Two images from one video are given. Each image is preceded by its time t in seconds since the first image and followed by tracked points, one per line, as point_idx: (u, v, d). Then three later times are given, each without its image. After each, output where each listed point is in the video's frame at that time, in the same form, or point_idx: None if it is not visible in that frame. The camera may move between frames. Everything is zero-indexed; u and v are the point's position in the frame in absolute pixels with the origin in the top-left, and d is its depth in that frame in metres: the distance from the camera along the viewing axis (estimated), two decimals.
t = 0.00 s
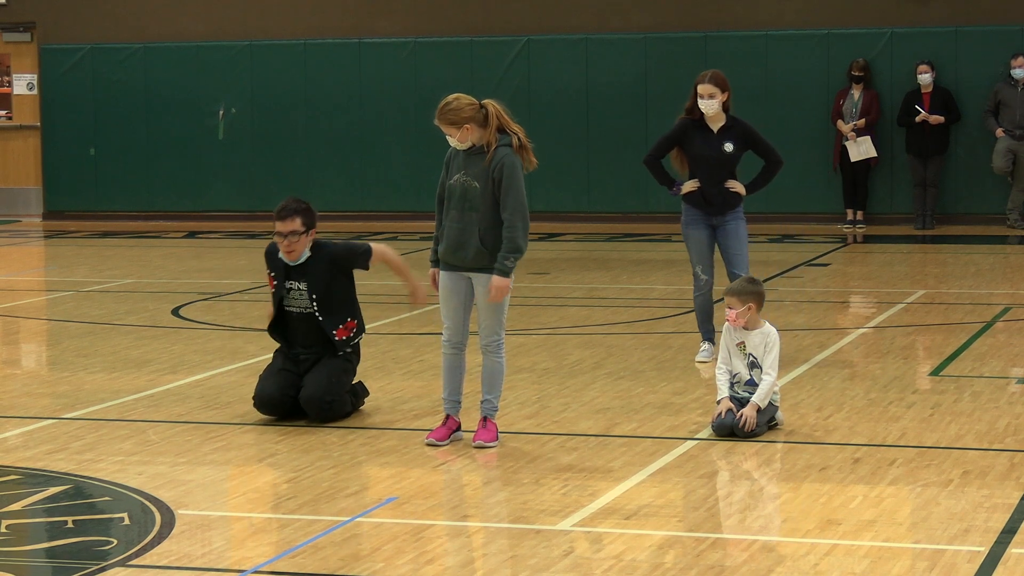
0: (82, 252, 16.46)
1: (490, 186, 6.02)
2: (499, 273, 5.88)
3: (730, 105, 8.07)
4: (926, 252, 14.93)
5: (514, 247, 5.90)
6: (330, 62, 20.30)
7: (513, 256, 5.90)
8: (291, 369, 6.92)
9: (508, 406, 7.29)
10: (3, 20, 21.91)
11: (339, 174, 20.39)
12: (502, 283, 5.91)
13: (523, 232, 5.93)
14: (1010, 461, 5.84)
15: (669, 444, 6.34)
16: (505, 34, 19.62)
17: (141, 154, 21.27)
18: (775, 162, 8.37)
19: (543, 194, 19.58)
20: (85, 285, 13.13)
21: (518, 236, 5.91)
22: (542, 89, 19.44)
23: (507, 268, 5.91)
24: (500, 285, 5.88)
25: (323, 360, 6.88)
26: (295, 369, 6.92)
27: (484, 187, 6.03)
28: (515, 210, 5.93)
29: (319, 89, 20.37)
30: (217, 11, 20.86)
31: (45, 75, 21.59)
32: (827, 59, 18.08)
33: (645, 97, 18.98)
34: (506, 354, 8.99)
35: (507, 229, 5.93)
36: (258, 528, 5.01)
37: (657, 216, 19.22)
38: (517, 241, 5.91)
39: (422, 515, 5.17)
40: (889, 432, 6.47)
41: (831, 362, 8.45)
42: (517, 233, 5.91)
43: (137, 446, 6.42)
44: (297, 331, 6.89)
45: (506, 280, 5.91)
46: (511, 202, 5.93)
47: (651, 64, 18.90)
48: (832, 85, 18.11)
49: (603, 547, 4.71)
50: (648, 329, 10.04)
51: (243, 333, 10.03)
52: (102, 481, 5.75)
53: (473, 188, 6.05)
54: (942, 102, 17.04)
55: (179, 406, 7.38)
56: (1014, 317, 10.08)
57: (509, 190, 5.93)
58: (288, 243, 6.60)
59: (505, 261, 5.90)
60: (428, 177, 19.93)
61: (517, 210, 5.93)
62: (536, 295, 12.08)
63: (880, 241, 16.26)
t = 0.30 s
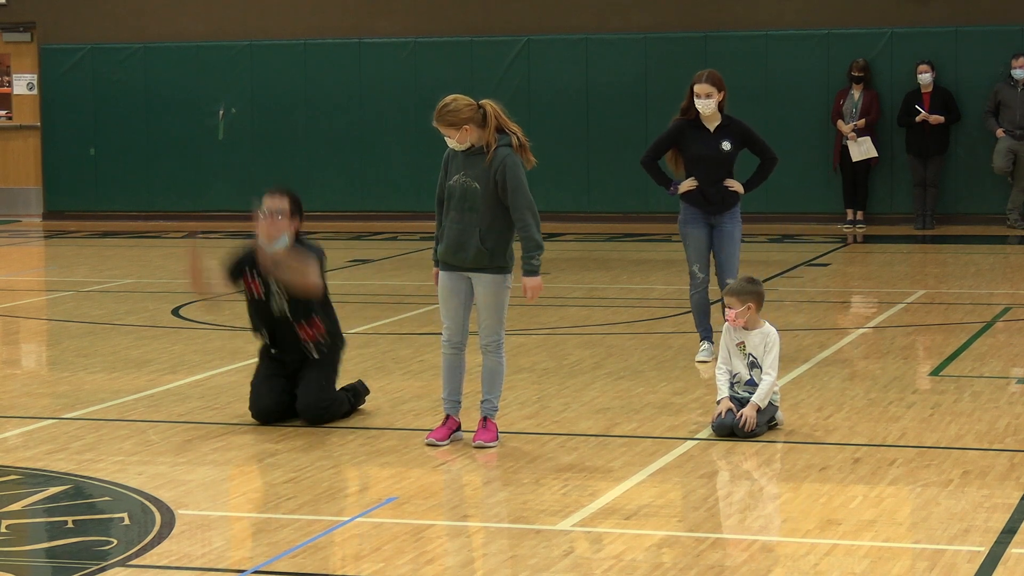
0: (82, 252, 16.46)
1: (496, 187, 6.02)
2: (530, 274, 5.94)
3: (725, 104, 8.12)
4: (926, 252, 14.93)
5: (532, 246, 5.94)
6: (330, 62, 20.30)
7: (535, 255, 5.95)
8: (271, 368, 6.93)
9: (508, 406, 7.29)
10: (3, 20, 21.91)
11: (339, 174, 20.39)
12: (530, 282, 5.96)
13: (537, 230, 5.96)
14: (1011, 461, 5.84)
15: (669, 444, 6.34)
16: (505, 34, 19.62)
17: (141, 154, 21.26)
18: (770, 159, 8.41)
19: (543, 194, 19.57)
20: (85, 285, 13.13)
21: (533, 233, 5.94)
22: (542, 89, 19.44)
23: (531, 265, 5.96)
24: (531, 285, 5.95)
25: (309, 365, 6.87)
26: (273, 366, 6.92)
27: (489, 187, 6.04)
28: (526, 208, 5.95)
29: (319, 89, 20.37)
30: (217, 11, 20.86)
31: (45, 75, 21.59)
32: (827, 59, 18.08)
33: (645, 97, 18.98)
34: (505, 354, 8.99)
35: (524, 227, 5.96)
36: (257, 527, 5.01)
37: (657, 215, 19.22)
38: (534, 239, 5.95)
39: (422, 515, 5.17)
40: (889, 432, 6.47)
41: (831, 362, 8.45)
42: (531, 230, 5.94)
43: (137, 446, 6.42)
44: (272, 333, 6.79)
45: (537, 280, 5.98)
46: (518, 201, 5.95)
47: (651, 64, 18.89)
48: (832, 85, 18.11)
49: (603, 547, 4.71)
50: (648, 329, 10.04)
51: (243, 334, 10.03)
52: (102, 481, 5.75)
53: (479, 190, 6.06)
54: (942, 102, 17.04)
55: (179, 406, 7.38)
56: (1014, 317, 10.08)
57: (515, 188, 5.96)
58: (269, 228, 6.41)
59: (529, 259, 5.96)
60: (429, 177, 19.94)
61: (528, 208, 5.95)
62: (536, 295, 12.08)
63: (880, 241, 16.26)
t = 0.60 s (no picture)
0: (82, 253, 16.46)
1: (494, 187, 6.02)
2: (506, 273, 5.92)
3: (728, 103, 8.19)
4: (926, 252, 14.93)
5: (520, 247, 5.94)
6: (330, 62, 20.29)
7: (519, 257, 5.94)
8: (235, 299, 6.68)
9: (508, 406, 7.29)
10: (3, 20, 21.91)
11: (339, 174, 20.39)
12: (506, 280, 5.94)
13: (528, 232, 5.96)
14: (1011, 461, 5.84)
15: (669, 444, 6.34)
16: (505, 34, 19.62)
17: (141, 154, 21.24)
18: (772, 159, 8.45)
19: (543, 194, 19.57)
20: (85, 285, 13.12)
21: (523, 235, 5.94)
22: (542, 89, 19.43)
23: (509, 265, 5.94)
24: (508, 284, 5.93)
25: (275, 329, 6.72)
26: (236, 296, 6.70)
27: (488, 188, 6.03)
28: (520, 210, 5.96)
29: (319, 89, 20.36)
30: (217, 11, 20.87)
31: (45, 75, 21.59)
32: (827, 59, 18.08)
33: (645, 97, 18.98)
34: (505, 354, 8.99)
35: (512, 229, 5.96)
36: (257, 528, 5.01)
37: (657, 215, 19.21)
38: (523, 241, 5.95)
39: (422, 515, 5.17)
40: (889, 432, 6.47)
41: (830, 362, 8.45)
42: (523, 233, 5.95)
43: (137, 446, 6.42)
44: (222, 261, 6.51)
45: (511, 280, 5.94)
46: (516, 202, 5.96)
47: (651, 64, 18.89)
48: (832, 85, 18.12)
49: (603, 547, 4.71)
50: (648, 329, 10.04)
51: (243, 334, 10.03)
52: (103, 481, 5.76)
53: (475, 189, 6.05)
54: (942, 102, 17.04)
55: (179, 406, 7.38)
56: (1014, 317, 10.07)
57: (515, 190, 5.97)
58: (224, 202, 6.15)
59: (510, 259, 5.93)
60: (429, 178, 19.94)
61: (523, 210, 5.96)
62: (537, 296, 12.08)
63: (880, 241, 16.26)
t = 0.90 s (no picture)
0: (82, 253, 16.46)
1: (493, 190, 6.03)
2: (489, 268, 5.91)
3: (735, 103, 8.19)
4: (926, 252, 14.93)
5: (510, 247, 5.93)
6: (330, 62, 20.30)
7: (509, 256, 5.93)
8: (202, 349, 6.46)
9: (508, 406, 7.29)
10: (3, 20, 21.91)
11: (339, 173, 20.39)
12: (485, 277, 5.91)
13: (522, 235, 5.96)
14: (1011, 461, 5.84)
15: (669, 444, 6.34)
16: (505, 34, 19.62)
17: (141, 154, 21.25)
18: (775, 160, 8.45)
19: (543, 194, 19.57)
20: (85, 285, 13.13)
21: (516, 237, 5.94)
22: (542, 89, 19.43)
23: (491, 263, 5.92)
24: (488, 280, 5.90)
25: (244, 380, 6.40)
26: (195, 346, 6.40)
27: (487, 191, 6.04)
28: (517, 214, 5.96)
29: (319, 89, 20.37)
30: (217, 11, 20.87)
31: (45, 75, 21.59)
32: (827, 59, 18.08)
33: (645, 96, 18.98)
34: (505, 354, 8.99)
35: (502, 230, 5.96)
36: (257, 527, 5.01)
37: (658, 215, 19.20)
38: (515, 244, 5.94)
39: (422, 515, 5.17)
40: (890, 432, 6.47)
41: (831, 362, 8.45)
42: (517, 235, 5.95)
43: (137, 446, 6.42)
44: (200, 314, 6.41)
45: (494, 276, 5.92)
46: (514, 206, 5.97)
47: (651, 64, 18.89)
48: (832, 85, 18.12)
49: (603, 547, 4.71)
50: (648, 329, 10.04)
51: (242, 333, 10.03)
52: (103, 481, 5.76)
53: (473, 191, 6.05)
54: (942, 102, 17.05)
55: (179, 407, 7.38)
56: (1014, 317, 10.07)
57: (515, 193, 5.97)
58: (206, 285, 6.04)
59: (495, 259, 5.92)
60: (429, 177, 19.95)
61: (520, 213, 5.97)
62: (537, 296, 12.08)
63: (880, 241, 16.25)
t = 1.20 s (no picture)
0: (82, 252, 16.46)
1: (492, 191, 6.04)
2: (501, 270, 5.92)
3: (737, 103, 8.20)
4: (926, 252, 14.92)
5: (519, 248, 5.95)
6: (330, 62, 20.29)
7: (517, 256, 5.95)
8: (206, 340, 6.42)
9: (508, 406, 7.29)
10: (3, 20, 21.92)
11: (338, 173, 20.39)
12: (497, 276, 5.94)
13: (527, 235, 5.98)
14: (1011, 461, 5.84)
15: (669, 444, 6.34)
16: (505, 34, 19.62)
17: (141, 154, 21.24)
18: (776, 161, 8.46)
19: (543, 194, 19.57)
20: (85, 285, 13.13)
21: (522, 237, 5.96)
22: (542, 89, 19.43)
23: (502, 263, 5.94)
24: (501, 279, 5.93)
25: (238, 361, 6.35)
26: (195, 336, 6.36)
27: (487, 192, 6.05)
28: (520, 215, 5.98)
29: (319, 88, 20.36)
30: (217, 11, 20.87)
31: (45, 74, 21.59)
32: (827, 59, 18.08)
33: (645, 96, 18.98)
34: (505, 354, 8.99)
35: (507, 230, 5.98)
36: (258, 527, 5.01)
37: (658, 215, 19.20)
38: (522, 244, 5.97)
39: (422, 515, 5.17)
40: (889, 433, 6.47)
41: (831, 362, 8.44)
42: (524, 235, 5.97)
43: (137, 446, 6.42)
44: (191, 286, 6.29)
45: (506, 277, 5.94)
46: (515, 207, 5.98)
47: (651, 64, 18.89)
48: (832, 85, 18.12)
49: (603, 547, 4.71)
50: (648, 329, 10.04)
51: (242, 333, 10.03)
52: (103, 481, 5.75)
53: (472, 192, 6.06)
54: (942, 101, 17.05)
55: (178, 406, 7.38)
56: (1014, 317, 10.07)
57: (516, 194, 5.98)
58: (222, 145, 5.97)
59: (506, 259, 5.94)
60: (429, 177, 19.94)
61: (522, 214, 5.98)
62: (537, 295, 12.08)
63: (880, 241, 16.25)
